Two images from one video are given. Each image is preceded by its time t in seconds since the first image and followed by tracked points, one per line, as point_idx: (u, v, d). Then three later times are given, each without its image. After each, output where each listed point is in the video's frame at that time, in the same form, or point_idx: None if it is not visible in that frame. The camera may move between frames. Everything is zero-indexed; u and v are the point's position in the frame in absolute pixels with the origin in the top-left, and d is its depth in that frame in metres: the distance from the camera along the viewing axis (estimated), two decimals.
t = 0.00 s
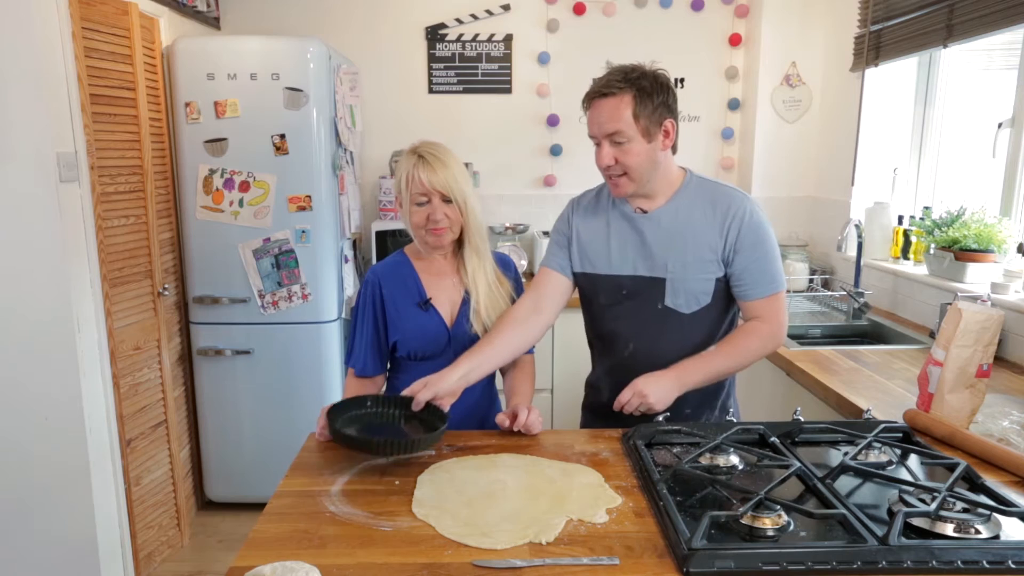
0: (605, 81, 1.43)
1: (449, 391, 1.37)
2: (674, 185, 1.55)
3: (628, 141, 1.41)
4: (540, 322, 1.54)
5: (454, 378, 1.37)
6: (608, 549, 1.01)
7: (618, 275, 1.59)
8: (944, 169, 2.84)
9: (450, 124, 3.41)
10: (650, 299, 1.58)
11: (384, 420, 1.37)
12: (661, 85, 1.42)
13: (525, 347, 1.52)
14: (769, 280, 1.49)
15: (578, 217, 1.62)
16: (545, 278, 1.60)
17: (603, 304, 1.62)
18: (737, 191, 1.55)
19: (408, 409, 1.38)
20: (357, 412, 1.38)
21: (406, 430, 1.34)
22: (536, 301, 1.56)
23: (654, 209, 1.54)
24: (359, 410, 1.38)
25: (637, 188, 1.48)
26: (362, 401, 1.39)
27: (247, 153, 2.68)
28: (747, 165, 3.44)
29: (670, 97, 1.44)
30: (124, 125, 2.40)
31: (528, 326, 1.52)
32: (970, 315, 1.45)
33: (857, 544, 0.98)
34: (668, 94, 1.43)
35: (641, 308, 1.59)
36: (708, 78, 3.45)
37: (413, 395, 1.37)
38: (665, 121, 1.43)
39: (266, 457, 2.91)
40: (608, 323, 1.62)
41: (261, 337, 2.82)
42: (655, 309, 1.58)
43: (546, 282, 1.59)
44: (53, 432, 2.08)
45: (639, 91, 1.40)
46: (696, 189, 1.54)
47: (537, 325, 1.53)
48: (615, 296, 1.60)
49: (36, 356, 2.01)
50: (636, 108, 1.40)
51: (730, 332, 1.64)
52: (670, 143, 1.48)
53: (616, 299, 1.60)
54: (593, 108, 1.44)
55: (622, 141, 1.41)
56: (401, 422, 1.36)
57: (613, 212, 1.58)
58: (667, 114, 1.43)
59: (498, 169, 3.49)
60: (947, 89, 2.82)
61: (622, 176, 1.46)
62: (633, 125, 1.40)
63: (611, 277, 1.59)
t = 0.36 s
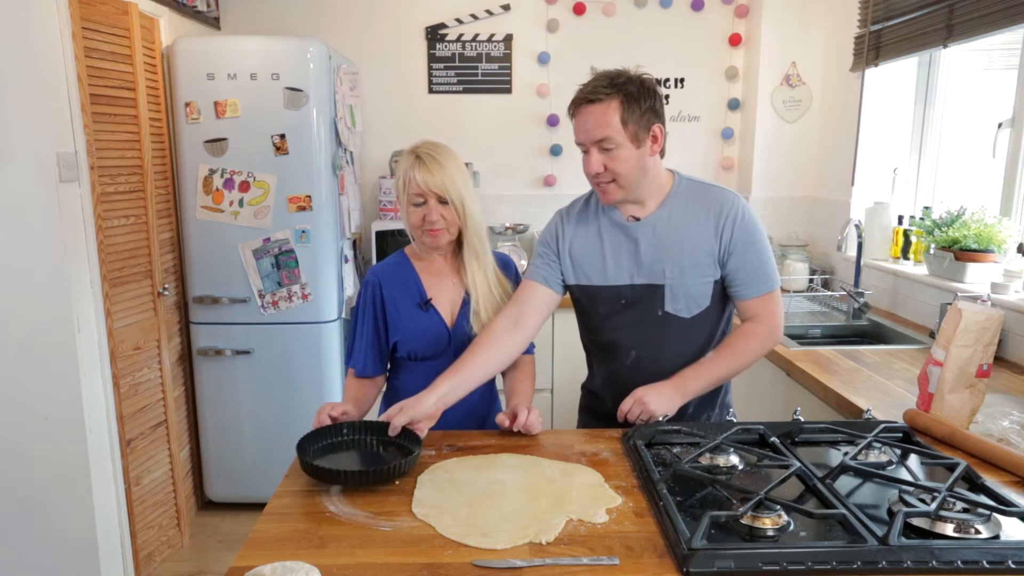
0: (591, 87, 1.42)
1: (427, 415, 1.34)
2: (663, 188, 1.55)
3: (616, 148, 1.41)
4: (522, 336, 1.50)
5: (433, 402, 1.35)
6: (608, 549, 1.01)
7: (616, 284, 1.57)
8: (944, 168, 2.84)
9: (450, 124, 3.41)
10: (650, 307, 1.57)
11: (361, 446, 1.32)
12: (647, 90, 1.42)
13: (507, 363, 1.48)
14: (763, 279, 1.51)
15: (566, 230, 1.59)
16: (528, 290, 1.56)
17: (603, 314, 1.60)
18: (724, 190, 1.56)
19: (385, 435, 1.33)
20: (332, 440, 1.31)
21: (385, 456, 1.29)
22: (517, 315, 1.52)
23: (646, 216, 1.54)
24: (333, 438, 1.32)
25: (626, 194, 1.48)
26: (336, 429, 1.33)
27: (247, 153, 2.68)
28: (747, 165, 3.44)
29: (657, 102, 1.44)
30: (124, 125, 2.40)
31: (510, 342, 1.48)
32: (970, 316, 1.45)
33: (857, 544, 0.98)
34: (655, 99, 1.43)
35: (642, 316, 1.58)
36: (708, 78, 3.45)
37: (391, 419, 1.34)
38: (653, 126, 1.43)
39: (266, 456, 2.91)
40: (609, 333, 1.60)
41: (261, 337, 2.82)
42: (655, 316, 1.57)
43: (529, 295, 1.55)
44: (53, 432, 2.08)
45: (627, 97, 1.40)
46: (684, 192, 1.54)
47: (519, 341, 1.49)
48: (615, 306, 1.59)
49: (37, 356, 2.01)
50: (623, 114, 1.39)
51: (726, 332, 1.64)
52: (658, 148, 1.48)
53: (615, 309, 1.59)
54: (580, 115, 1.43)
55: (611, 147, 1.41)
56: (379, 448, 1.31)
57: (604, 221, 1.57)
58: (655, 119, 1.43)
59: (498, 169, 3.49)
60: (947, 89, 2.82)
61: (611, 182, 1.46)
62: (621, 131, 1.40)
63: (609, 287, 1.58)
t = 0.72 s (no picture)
0: (588, 88, 1.42)
1: (428, 421, 1.34)
2: (661, 190, 1.55)
3: (613, 149, 1.41)
4: (523, 339, 1.50)
5: (434, 408, 1.35)
6: (608, 549, 1.01)
7: (613, 285, 1.57)
8: (944, 168, 2.84)
9: (450, 125, 3.41)
10: (648, 309, 1.57)
11: (363, 455, 1.31)
12: (643, 91, 1.42)
13: (508, 366, 1.48)
14: (761, 280, 1.51)
15: (564, 231, 1.59)
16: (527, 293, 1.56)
17: (602, 315, 1.60)
18: (722, 191, 1.56)
19: (385, 442, 1.33)
20: (334, 450, 1.31)
21: (387, 463, 1.28)
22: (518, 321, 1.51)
23: (643, 216, 1.54)
24: (335, 448, 1.31)
25: (624, 195, 1.48)
26: (337, 439, 1.32)
27: (247, 153, 2.68)
28: (747, 165, 3.44)
29: (654, 102, 1.43)
30: (124, 125, 2.40)
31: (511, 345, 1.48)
32: (970, 316, 1.45)
33: (857, 544, 0.98)
34: (651, 99, 1.43)
35: (640, 318, 1.58)
36: (708, 78, 3.45)
37: (391, 426, 1.34)
38: (650, 127, 1.43)
39: (267, 456, 2.91)
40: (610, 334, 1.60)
41: (261, 337, 2.82)
42: (653, 318, 1.57)
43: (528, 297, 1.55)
44: (54, 432, 2.08)
45: (623, 97, 1.40)
46: (682, 193, 1.55)
47: (520, 343, 1.50)
48: (613, 308, 1.58)
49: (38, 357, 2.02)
50: (620, 115, 1.39)
51: (724, 333, 1.65)
52: (655, 149, 1.48)
53: (613, 312, 1.59)
54: (576, 116, 1.43)
55: (607, 148, 1.41)
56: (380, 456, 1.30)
57: (602, 222, 1.57)
58: (652, 119, 1.43)
59: (498, 169, 3.49)
60: (947, 89, 2.82)
61: (609, 184, 1.45)
62: (618, 132, 1.39)
63: (608, 289, 1.58)
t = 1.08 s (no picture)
0: (589, 85, 1.42)
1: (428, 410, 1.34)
2: (660, 190, 1.55)
3: (614, 146, 1.40)
4: (524, 342, 1.52)
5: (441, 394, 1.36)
6: (608, 549, 1.01)
7: (613, 286, 1.57)
8: (944, 168, 2.84)
9: (450, 124, 3.41)
10: (648, 310, 1.57)
11: (364, 457, 1.31)
12: (645, 88, 1.42)
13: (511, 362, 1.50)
14: (761, 280, 1.52)
15: (562, 232, 1.59)
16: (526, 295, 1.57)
17: (601, 317, 1.60)
18: (721, 191, 1.56)
19: (386, 443, 1.33)
20: (333, 454, 1.30)
21: (387, 467, 1.27)
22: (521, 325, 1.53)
23: (643, 217, 1.54)
24: (335, 452, 1.31)
25: (624, 194, 1.47)
26: (337, 443, 1.32)
27: (247, 153, 2.68)
28: (747, 165, 3.44)
29: (655, 101, 1.44)
30: (124, 125, 2.40)
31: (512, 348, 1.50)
32: (970, 315, 1.45)
33: (857, 544, 0.98)
34: (652, 97, 1.43)
35: (640, 319, 1.58)
36: (708, 78, 3.45)
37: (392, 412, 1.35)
38: (651, 125, 1.43)
39: (267, 456, 2.91)
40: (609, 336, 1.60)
41: (261, 337, 2.82)
42: (653, 319, 1.57)
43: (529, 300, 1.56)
44: (54, 432, 2.08)
45: (625, 94, 1.40)
46: (681, 193, 1.55)
47: (522, 346, 1.52)
48: (613, 309, 1.58)
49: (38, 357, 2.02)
50: (621, 112, 1.39)
51: (723, 334, 1.65)
52: (656, 148, 1.48)
53: (613, 312, 1.59)
54: (577, 113, 1.43)
55: (608, 145, 1.40)
56: (379, 459, 1.30)
57: (601, 222, 1.57)
58: (653, 118, 1.43)
59: (498, 169, 3.49)
60: (947, 89, 2.82)
61: (609, 182, 1.45)
62: (619, 129, 1.39)
63: (607, 290, 1.58)
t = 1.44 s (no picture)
0: (570, 92, 1.41)
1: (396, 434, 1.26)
2: (647, 195, 1.54)
3: (597, 153, 1.40)
4: (497, 346, 1.45)
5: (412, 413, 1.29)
6: (608, 548, 1.01)
7: (608, 293, 1.56)
8: (944, 168, 2.84)
9: (450, 124, 3.41)
10: (643, 314, 1.57)
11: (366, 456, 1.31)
12: (626, 94, 1.42)
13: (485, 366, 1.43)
14: (753, 278, 1.52)
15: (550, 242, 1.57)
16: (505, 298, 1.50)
17: (593, 324, 1.59)
18: (706, 191, 1.56)
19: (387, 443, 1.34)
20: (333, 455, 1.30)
21: (388, 467, 1.28)
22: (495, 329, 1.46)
23: (631, 223, 1.53)
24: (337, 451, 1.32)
25: (610, 201, 1.46)
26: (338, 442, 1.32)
27: (247, 153, 2.68)
28: (746, 165, 3.44)
29: (637, 107, 1.44)
30: (124, 125, 2.40)
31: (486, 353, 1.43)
32: (970, 315, 1.45)
33: (857, 544, 0.98)
34: (635, 103, 1.43)
35: (635, 323, 1.57)
36: (708, 78, 3.45)
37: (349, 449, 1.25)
38: (634, 131, 1.43)
39: (267, 457, 2.91)
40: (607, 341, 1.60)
41: (261, 337, 2.82)
42: (650, 322, 1.57)
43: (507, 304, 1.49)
44: (54, 432, 2.08)
45: (606, 101, 1.39)
46: (668, 197, 1.55)
47: (494, 350, 1.44)
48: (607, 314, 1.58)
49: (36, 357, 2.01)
50: (604, 119, 1.38)
51: (717, 332, 1.66)
52: (640, 154, 1.48)
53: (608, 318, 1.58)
54: (559, 121, 1.42)
55: (592, 153, 1.40)
56: (382, 457, 1.31)
57: (589, 230, 1.55)
58: (636, 124, 1.43)
59: (498, 169, 3.49)
60: (947, 89, 2.82)
61: (594, 190, 1.44)
62: (602, 136, 1.39)
63: (600, 298, 1.57)
